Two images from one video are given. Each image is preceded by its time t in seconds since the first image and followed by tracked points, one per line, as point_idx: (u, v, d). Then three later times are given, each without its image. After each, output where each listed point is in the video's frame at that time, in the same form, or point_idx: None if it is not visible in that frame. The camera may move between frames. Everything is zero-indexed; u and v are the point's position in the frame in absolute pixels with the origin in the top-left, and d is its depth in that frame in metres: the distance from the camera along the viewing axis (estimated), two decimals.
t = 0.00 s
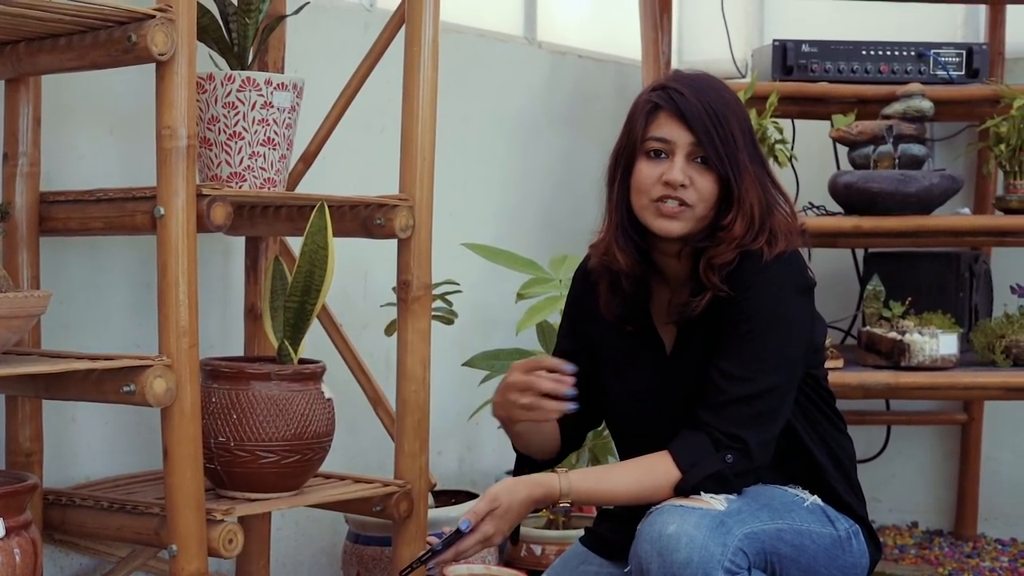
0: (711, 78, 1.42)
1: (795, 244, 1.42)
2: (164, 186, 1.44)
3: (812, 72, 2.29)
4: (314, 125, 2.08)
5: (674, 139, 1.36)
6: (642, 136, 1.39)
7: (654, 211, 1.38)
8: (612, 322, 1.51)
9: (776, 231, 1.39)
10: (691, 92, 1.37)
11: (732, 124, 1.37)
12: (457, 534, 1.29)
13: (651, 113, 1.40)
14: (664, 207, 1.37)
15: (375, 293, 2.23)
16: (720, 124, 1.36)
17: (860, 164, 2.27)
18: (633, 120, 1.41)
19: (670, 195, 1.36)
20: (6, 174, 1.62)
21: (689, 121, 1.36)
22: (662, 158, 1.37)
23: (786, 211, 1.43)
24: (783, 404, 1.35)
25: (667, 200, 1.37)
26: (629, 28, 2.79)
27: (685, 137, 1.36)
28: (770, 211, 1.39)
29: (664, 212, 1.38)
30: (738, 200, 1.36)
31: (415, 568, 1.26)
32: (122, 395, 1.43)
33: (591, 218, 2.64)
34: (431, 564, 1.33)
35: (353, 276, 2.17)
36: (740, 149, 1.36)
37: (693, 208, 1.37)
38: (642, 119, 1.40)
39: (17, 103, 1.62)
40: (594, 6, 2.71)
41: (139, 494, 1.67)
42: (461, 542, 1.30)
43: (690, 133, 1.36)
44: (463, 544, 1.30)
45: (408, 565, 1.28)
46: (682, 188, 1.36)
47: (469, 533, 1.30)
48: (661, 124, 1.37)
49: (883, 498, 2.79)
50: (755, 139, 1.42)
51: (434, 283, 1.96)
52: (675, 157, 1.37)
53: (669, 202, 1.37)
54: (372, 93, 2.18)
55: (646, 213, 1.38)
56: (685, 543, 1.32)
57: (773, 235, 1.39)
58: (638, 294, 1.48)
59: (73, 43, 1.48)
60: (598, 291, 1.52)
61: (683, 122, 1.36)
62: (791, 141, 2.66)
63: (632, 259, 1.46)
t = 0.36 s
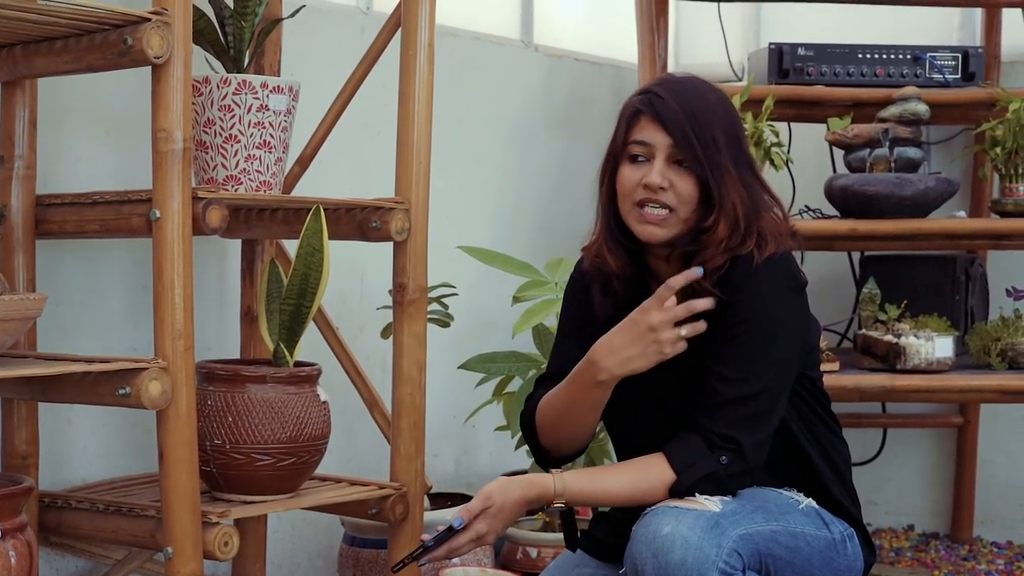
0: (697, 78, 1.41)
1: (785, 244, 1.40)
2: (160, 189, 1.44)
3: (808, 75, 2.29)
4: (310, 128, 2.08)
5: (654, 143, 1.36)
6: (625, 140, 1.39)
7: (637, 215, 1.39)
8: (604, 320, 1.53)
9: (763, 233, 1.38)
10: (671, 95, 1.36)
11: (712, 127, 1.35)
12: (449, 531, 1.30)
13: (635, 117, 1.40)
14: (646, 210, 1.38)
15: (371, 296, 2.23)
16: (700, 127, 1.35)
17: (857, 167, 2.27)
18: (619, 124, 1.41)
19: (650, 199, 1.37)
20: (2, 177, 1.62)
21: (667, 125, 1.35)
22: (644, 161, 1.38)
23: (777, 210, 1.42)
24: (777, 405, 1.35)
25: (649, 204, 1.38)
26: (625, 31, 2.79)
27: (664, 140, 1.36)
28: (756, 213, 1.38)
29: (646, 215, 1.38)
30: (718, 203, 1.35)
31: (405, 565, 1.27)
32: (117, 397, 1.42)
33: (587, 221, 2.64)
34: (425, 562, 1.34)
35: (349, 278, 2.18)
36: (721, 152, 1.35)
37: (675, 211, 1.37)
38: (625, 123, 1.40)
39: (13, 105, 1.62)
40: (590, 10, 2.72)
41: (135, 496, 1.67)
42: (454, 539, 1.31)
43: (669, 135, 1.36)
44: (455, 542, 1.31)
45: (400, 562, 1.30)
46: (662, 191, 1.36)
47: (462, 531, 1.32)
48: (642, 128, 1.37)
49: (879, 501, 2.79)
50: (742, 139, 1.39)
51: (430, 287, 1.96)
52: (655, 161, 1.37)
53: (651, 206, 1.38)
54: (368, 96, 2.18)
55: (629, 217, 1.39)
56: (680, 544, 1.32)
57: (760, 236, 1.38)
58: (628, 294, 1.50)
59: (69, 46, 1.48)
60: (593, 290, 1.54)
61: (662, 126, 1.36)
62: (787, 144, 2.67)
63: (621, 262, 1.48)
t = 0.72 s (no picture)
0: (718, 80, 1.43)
1: (793, 247, 1.42)
2: (154, 190, 1.44)
3: (804, 76, 2.30)
4: (305, 128, 2.08)
5: (683, 135, 1.36)
6: (649, 132, 1.38)
7: (660, 207, 1.37)
8: (597, 322, 1.51)
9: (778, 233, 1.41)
10: (700, 90, 1.37)
11: (738, 124, 1.37)
12: (446, 530, 1.28)
13: (658, 111, 1.40)
14: (671, 203, 1.36)
15: (367, 297, 2.23)
16: (729, 123, 1.37)
17: (853, 167, 2.29)
18: (639, 117, 1.40)
19: (678, 191, 1.36)
20: None
21: (699, 118, 1.36)
22: (670, 154, 1.37)
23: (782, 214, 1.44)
24: (775, 409, 1.35)
25: (675, 197, 1.36)
26: (621, 32, 2.79)
27: (695, 134, 1.36)
28: (772, 212, 1.40)
29: (671, 209, 1.37)
30: (746, 199, 1.36)
31: (401, 563, 1.25)
32: (111, 398, 1.42)
33: (583, 222, 2.64)
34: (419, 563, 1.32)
35: (345, 278, 2.18)
36: (748, 149, 1.37)
37: (701, 205, 1.36)
38: (649, 116, 1.39)
39: (8, 105, 1.62)
40: (586, 10, 2.72)
41: (130, 497, 1.67)
42: (449, 539, 1.29)
43: (700, 129, 1.36)
44: (452, 541, 1.29)
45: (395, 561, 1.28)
46: (691, 184, 1.35)
47: (458, 531, 1.30)
48: (670, 120, 1.37)
49: (875, 502, 2.79)
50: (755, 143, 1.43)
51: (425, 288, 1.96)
52: (684, 154, 1.36)
53: (676, 198, 1.37)
54: (364, 96, 2.18)
55: (652, 209, 1.37)
56: (676, 546, 1.31)
57: (773, 236, 1.40)
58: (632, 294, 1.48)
59: (63, 46, 1.48)
60: (590, 290, 1.51)
61: (693, 119, 1.36)
62: (783, 145, 2.67)
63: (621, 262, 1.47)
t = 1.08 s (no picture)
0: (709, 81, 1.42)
1: (788, 246, 1.42)
2: (148, 190, 1.44)
3: (799, 77, 2.30)
4: (300, 129, 2.08)
5: (674, 140, 1.36)
6: (640, 137, 1.39)
7: (653, 212, 1.38)
8: (606, 325, 1.50)
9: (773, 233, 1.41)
10: (690, 93, 1.37)
11: (729, 126, 1.37)
12: (433, 528, 1.29)
13: (649, 115, 1.40)
14: (665, 208, 1.37)
15: (362, 297, 2.23)
16: (720, 125, 1.37)
17: (848, 168, 2.28)
18: (630, 121, 1.40)
19: (671, 196, 1.36)
20: None
21: (689, 121, 1.36)
22: (662, 159, 1.37)
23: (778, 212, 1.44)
24: (767, 410, 1.35)
25: (668, 201, 1.37)
26: (617, 32, 2.80)
27: (686, 138, 1.36)
28: (765, 212, 1.40)
29: (665, 214, 1.37)
30: (738, 201, 1.37)
31: (388, 561, 1.27)
32: (105, 397, 1.42)
33: (579, 223, 2.64)
34: (408, 560, 1.34)
35: (340, 278, 2.18)
36: (739, 150, 1.37)
37: (694, 209, 1.37)
38: (640, 120, 1.39)
39: (2, 105, 1.62)
40: (582, 11, 2.72)
41: (124, 497, 1.67)
42: (437, 537, 1.30)
43: (691, 133, 1.36)
44: (439, 539, 1.30)
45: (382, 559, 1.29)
46: (684, 189, 1.36)
47: (446, 529, 1.31)
48: (661, 124, 1.37)
49: (871, 503, 2.79)
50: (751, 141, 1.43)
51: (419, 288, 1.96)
52: (675, 158, 1.37)
53: (669, 203, 1.37)
54: (359, 97, 2.19)
55: (645, 214, 1.38)
56: (664, 546, 1.31)
57: (768, 235, 1.39)
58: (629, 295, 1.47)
59: (57, 46, 1.48)
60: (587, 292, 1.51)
61: (684, 123, 1.36)
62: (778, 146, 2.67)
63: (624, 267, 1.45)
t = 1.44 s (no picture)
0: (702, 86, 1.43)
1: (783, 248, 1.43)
2: (145, 191, 1.44)
3: (795, 78, 2.30)
4: (296, 129, 2.08)
5: (669, 146, 1.37)
6: (635, 143, 1.39)
7: (649, 219, 1.38)
8: (597, 328, 1.49)
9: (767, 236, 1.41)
10: (683, 98, 1.38)
11: (723, 131, 1.38)
12: (430, 529, 1.29)
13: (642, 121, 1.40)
14: (660, 214, 1.37)
15: (359, 298, 2.23)
16: (713, 130, 1.37)
17: (844, 169, 2.28)
18: (624, 127, 1.40)
19: (666, 203, 1.36)
20: None
21: (683, 127, 1.36)
22: (657, 165, 1.37)
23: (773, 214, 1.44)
24: (762, 409, 1.35)
25: (663, 208, 1.37)
26: (613, 33, 2.80)
27: (680, 144, 1.36)
28: (759, 215, 1.40)
29: (660, 220, 1.37)
30: (732, 206, 1.37)
31: (385, 562, 1.26)
32: (102, 398, 1.42)
33: (575, 224, 2.64)
34: (404, 561, 1.33)
35: (336, 279, 2.18)
36: (733, 155, 1.37)
37: (689, 214, 1.37)
38: (633, 126, 1.39)
39: None
40: (579, 12, 2.72)
41: (120, 498, 1.67)
42: (434, 538, 1.30)
43: (685, 139, 1.36)
44: (435, 539, 1.30)
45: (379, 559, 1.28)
46: (679, 195, 1.36)
47: (442, 529, 1.30)
48: (654, 130, 1.37)
49: (868, 503, 2.79)
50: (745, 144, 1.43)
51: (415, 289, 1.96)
52: (670, 164, 1.37)
53: (664, 209, 1.37)
54: (356, 98, 2.19)
55: (641, 221, 1.38)
56: (660, 545, 1.31)
57: (763, 238, 1.40)
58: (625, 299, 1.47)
59: (54, 47, 1.48)
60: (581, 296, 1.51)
61: (678, 129, 1.37)
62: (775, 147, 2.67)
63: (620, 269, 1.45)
